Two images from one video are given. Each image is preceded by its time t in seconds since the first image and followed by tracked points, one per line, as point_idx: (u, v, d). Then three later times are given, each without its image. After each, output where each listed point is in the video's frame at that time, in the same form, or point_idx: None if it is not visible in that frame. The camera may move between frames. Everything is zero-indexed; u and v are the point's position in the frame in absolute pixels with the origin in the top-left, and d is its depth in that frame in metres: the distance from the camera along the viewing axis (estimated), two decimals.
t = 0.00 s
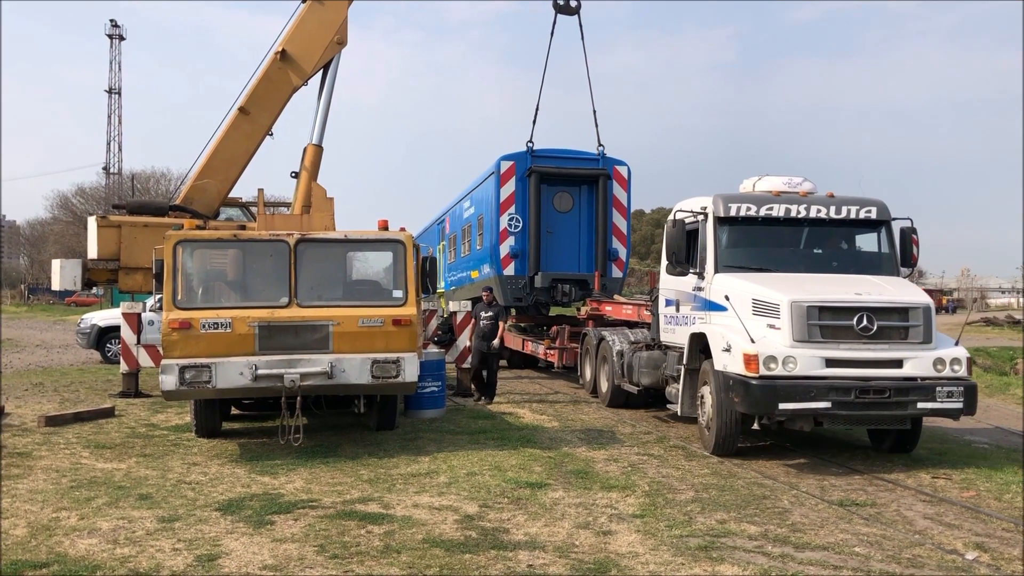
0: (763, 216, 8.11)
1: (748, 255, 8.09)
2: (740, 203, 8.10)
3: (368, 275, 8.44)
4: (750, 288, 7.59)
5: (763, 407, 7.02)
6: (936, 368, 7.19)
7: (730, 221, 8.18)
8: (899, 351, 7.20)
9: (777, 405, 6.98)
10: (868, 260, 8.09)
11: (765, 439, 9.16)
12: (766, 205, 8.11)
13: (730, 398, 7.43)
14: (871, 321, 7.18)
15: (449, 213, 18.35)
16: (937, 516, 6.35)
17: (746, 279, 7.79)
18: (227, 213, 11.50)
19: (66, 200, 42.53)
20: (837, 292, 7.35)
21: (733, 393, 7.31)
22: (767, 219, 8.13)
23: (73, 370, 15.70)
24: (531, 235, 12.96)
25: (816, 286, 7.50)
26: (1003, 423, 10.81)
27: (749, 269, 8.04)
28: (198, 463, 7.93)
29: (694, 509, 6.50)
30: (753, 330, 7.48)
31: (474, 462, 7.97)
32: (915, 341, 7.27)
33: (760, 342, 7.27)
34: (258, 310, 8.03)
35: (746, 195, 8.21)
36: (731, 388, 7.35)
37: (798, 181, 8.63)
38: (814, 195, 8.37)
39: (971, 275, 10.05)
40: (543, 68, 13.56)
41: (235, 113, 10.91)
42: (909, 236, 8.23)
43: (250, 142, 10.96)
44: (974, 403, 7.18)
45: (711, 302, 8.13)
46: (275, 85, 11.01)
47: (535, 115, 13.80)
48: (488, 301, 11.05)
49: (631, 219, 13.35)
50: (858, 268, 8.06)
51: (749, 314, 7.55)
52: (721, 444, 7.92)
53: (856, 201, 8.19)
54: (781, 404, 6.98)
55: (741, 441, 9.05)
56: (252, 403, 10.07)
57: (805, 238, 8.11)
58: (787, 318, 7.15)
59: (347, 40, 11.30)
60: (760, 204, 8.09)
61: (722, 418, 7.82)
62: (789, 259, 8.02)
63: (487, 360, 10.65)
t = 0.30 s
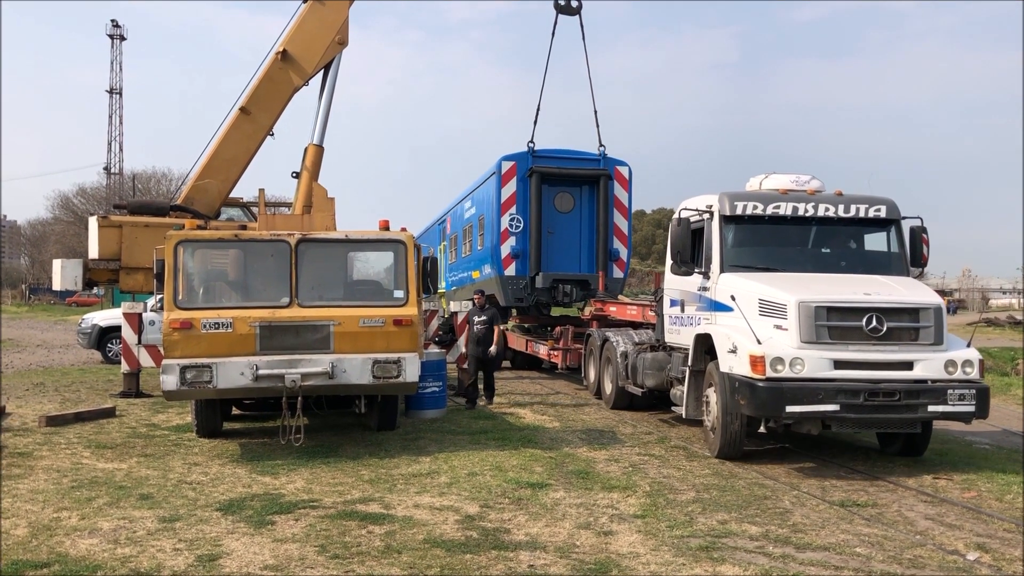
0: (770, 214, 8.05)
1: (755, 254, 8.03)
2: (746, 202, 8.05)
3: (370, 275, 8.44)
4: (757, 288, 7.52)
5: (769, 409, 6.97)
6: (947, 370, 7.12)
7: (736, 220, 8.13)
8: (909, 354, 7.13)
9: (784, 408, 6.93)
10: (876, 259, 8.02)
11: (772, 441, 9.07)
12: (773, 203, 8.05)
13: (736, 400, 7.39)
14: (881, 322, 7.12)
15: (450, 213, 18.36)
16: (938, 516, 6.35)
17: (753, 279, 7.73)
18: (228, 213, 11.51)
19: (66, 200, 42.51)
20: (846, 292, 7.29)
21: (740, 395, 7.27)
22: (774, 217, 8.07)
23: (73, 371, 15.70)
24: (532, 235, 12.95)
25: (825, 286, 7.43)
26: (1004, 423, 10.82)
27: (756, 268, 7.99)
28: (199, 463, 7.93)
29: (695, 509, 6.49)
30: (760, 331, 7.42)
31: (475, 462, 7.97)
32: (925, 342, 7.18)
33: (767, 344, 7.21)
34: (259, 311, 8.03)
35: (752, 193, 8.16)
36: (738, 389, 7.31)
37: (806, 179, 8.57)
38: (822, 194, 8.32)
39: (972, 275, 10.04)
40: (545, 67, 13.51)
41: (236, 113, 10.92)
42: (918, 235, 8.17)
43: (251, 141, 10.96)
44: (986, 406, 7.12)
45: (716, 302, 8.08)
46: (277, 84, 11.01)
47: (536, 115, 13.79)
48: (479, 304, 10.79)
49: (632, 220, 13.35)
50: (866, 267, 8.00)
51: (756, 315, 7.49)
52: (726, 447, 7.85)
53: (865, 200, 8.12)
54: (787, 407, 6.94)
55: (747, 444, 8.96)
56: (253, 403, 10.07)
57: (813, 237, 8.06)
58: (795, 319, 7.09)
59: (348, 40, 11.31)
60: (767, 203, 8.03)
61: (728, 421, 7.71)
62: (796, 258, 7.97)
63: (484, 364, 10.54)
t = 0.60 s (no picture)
0: (774, 214, 8.01)
1: (759, 254, 7.99)
2: (750, 202, 8.02)
3: (370, 276, 8.45)
4: (762, 289, 7.45)
5: (774, 413, 6.86)
6: (957, 372, 7.01)
7: (739, 219, 8.09)
8: (917, 355, 7.03)
9: (789, 411, 6.82)
10: (883, 259, 7.96)
11: (777, 445, 8.98)
12: (777, 202, 8.01)
13: (740, 403, 7.27)
14: (888, 323, 7.03)
15: (450, 214, 18.38)
16: (938, 518, 6.36)
17: (757, 280, 7.67)
18: (228, 214, 11.53)
19: (67, 201, 42.54)
20: (851, 293, 7.20)
21: (743, 398, 7.17)
22: (778, 217, 8.03)
23: (74, 371, 15.70)
24: (532, 236, 12.96)
25: (830, 287, 7.35)
26: (1003, 425, 10.84)
27: (760, 268, 7.94)
28: (199, 464, 7.94)
29: (695, 510, 6.50)
30: (765, 333, 7.35)
31: (475, 463, 7.98)
32: (934, 343, 7.09)
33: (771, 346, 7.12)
34: (260, 311, 8.04)
35: (756, 192, 8.12)
36: (741, 393, 7.19)
37: (812, 177, 8.46)
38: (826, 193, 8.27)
39: (972, 277, 10.05)
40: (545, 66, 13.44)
41: (238, 114, 10.93)
42: (926, 235, 8.11)
43: (252, 142, 10.98)
44: (996, 408, 7.01)
45: (721, 303, 8.04)
46: (278, 85, 11.02)
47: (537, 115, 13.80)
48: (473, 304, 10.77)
49: (632, 220, 13.36)
50: (873, 267, 7.93)
51: (760, 316, 7.42)
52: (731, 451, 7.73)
53: (871, 199, 8.07)
54: (793, 410, 6.81)
55: (752, 448, 8.87)
56: (254, 404, 10.08)
57: (819, 236, 8.00)
58: (800, 320, 7.02)
59: (349, 41, 11.33)
60: (771, 202, 7.99)
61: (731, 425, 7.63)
62: (801, 258, 7.91)
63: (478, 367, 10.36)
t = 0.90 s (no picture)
0: (779, 213, 7.88)
1: (764, 254, 7.86)
2: (754, 201, 7.92)
3: (370, 276, 8.45)
4: (766, 290, 7.32)
5: (778, 416, 6.75)
6: (966, 375, 6.88)
7: (743, 219, 7.98)
8: (926, 357, 6.90)
9: (794, 415, 6.70)
10: (891, 259, 7.81)
11: (783, 450, 8.85)
12: (782, 201, 7.89)
13: (744, 407, 7.15)
14: (895, 325, 6.89)
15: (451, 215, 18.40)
16: (938, 519, 6.35)
17: (761, 281, 7.54)
18: (229, 215, 11.53)
19: (66, 202, 42.53)
20: (858, 293, 7.08)
21: (747, 402, 7.04)
22: (783, 216, 7.91)
23: (74, 372, 15.71)
24: (532, 237, 12.96)
25: (836, 288, 7.22)
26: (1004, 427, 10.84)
27: (765, 269, 7.81)
28: (199, 465, 7.94)
29: (695, 512, 6.50)
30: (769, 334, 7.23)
31: (475, 465, 7.97)
32: (942, 346, 6.95)
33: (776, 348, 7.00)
34: (261, 312, 8.04)
35: (760, 191, 8.01)
36: (745, 397, 7.07)
37: (817, 176, 8.41)
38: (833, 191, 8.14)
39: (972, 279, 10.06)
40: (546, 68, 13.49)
41: (238, 115, 10.93)
42: (936, 234, 7.92)
43: (253, 143, 10.98)
44: (1008, 412, 6.83)
45: (724, 304, 7.92)
46: (278, 85, 11.02)
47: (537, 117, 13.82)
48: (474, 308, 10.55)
49: (632, 222, 13.37)
50: (881, 267, 7.78)
51: (764, 317, 7.29)
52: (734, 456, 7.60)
53: (879, 198, 7.92)
54: (797, 414, 6.70)
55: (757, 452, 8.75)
56: (253, 405, 10.07)
57: (825, 236, 7.87)
58: (805, 322, 6.89)
59: (350, 42, 11.33)
60: (775, 201, 7.88)
61: (736, 429, 7.51)
62: (807, 258, 7.78)
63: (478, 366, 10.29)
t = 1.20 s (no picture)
0: (784, 211, 7.78)
1: (769, 253, 7.74)
2: (758, 197, 7.79)
3: (371, 276, 8.45)
4: (770, 290, 7.17)
5: (783, 419, 6.61)
6: (976, 377, 6.74)
7: (748, 216, 7.85)
8: (934, 358, 6.76)
9: (799, 417, 6.57)
10: (898, 258, 7.71)
11: (788, 453, 8.71)
12: (787, 198, 7.80)
13: (748, 409, 7.00)
14: (903, 325, 6.76)
15: (451, 214, 18.48)
16: (939, 518, 6.35)
17: (766, 280, 7.39)
18: (229, 214, 11.53)
19: (67, 201, 42.56)
20: (865, 293, 6.93)
21: (751, 404, 6.90)
22: (789, 214, 7.79)
23: (74, 371, 15.71)
24: (533, 237, 12.95)
25: (843, 287, 7.08)
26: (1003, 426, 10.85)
27: (770, 268, 7.69)
28: (200, 463, 7.94)
29: (696, 511, 6.50)
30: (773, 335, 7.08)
31: (476, 463, 7.98)
32: (952, 346, 6.80)
33: (781, 348, 6.86)
34: (261, 311, 8.04)
35: (764, 188, 7.89)
36: (748, 399, 6.93)
37: (822, 173, 8.26)
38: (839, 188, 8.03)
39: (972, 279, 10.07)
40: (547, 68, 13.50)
41: (239, 114, 10.93)
42: (944, 232, 7.82)
43: (253, 142, 10.99)
44: (1019, 415, 6.70)
45: (728, 304, 7.77)
46: (278, 85, 11.02)
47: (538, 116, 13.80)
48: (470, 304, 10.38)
49: (633, 221, 13.37)
50: (889, 266, 7.67)
51: (768, 317, 7.15)
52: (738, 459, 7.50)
53: (886, 195, 7.82)
54: (802, 417, 6.56)
55: (761, 454, 8.63)
56: (254, 404, 10.07)
57: (831, 234, 7.76)
58: (810, 322, 6.74)
59: (351, 41, 11.32)
60: (781, 198, 7.78)
61: (740, 431, 7.40)
62: (813, 257, 7.67)
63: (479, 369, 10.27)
